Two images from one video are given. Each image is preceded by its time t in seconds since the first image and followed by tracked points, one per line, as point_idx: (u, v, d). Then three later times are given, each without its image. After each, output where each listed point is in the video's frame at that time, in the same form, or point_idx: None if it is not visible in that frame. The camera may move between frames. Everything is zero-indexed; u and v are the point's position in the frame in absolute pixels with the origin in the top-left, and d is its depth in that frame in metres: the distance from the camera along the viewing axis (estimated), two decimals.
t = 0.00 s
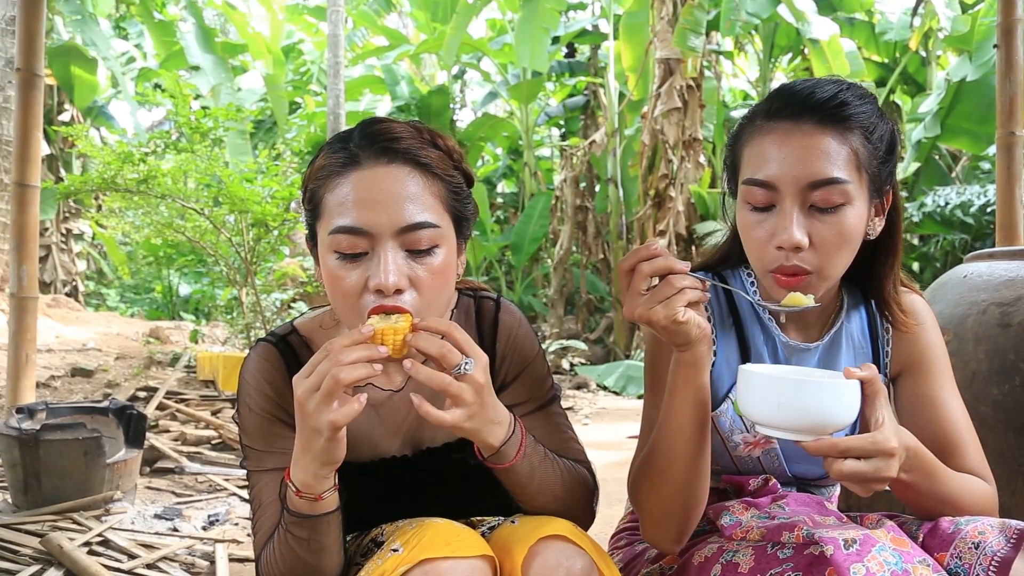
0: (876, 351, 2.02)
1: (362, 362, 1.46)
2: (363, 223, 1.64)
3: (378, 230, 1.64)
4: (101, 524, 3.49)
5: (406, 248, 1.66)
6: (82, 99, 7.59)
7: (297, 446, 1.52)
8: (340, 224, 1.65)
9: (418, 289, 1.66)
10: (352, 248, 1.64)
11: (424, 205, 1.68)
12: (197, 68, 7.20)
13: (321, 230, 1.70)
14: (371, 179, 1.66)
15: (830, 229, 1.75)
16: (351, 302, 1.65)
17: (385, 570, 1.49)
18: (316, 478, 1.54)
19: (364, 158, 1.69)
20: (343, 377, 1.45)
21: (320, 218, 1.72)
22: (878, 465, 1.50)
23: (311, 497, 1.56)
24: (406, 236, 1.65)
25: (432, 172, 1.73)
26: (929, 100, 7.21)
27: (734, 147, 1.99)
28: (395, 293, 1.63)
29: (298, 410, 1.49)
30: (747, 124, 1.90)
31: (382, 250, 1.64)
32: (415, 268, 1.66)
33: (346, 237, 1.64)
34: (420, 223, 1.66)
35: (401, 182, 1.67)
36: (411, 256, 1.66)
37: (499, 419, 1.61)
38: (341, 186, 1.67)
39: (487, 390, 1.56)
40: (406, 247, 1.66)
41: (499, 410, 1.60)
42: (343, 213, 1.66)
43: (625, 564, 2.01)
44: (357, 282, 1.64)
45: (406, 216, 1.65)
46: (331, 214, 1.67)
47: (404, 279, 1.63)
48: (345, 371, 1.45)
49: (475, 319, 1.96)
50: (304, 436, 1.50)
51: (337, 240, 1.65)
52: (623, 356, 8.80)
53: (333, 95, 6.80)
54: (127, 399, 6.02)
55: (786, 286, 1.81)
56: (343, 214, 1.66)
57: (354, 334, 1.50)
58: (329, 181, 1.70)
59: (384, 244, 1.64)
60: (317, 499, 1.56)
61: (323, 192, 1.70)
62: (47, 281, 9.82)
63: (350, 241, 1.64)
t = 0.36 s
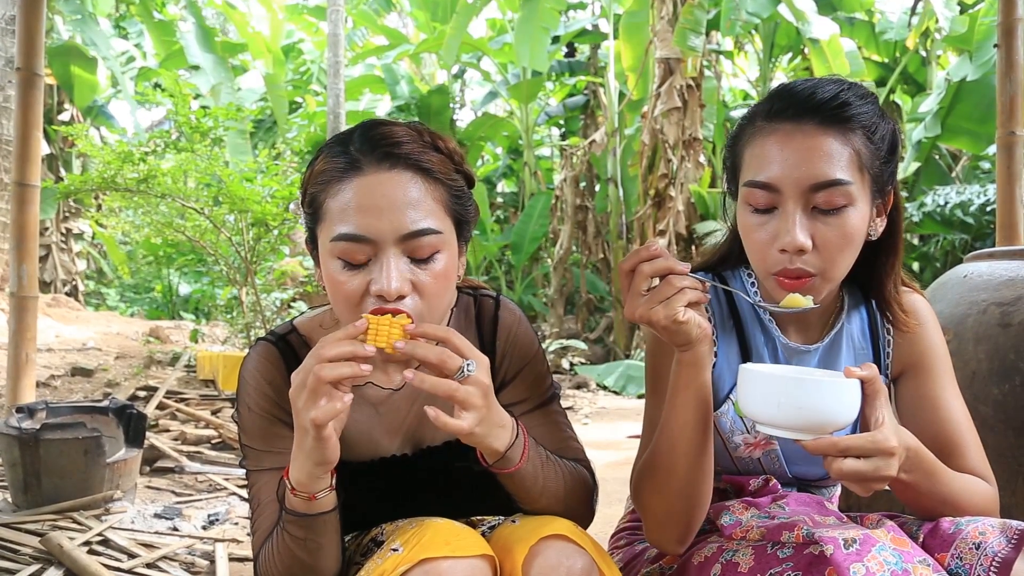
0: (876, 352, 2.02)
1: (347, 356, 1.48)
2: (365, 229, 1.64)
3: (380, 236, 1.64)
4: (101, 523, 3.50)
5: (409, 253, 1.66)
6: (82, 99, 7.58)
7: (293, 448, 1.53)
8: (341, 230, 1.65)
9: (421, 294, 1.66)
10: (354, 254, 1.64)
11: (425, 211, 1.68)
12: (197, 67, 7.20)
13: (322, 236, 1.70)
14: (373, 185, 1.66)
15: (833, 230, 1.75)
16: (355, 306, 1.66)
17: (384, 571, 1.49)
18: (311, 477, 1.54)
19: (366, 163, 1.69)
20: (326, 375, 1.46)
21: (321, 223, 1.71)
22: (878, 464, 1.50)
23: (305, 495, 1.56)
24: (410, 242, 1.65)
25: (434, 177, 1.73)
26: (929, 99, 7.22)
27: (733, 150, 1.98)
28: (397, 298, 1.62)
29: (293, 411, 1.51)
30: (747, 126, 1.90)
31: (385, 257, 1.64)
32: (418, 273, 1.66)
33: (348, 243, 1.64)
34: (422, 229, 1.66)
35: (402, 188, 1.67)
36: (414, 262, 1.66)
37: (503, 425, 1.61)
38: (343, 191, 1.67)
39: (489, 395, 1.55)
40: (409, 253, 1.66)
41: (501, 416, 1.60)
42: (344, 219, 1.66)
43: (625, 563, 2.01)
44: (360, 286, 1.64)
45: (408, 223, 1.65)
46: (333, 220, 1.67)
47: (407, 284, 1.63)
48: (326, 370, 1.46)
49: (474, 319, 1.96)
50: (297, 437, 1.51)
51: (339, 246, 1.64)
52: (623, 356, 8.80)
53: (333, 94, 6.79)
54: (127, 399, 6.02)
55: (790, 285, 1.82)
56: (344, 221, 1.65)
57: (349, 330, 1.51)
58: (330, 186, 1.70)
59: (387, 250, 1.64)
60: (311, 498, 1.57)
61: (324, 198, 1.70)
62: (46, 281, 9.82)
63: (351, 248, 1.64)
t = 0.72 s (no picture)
0: (876, 351, 2.02)
1: (336, 354, 1.51)
2: (362, 230, 1.64)
3: (377, 238, 1.64)
4: (101, 523, 3.50)
5: (406, 255, 1.66)
6: (82, 99, 7.58)
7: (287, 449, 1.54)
8: (338, 231, 1.65)
9: (417, 296, 1.66)
10: (351, 255, 1.64)
11: (423, 213, 1.68)
12: (197, 66, 7.20)
13: (320, 235, 1.70)
14: (371, 185, 1.66)
15: (825, 234, 1.74)
16: (351, 307, 1.66)
17: (384, 570, 1.49)
18: (305, 478, 1.54)
19: (363, 163, 1.69)
20: (313, 373, 1.47)
21: (319, 223, 1.72)
22: (879, 462, 1.51)
23: (299, 496, 1.56)
24: (406, 244, 1.65)
25: (432, 178, 1.73)
26: (930, 99, 7.22)
27: (729, 151, 1.98)
28: (393, 300, 1.63)
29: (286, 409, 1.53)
30: (743, 127, 1.90)
31: (381, 258, 1.64)
32: (414, 275, 1.66)
33: (345, 244, 1.64)
34: (419, 231, 1.66)
35: (400, 190, 1.67)
36: (411, 264, 1.66)
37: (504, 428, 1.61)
38: (341, 192, 1.67)
39: (486, 397, 1.55)
40: (406, 255, 1.66)
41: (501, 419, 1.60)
42: (341, 220, 1.66)
43: (626, 562, 2.01)
44: (356, 286, 1.64)
45: (406, 224, 1.66)
46: (330, 221, 1.67)
47: (403, 286, 1.64)
48: (313, 368, 1.47)
49: (473, 318, 1.97)
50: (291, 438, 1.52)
51: (336, 247, 1.65)
52: (623, 355, 8.81)
53: (333, 94, 6.79)
54: (127, 398, 6.02)
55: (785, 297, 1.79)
56: (341, 222, 1.66)
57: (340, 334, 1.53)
58: (327, 187, 1.70)
59: (384, 252, 1.64)
60: (304, 499, 1.57)
61: (321, 198, 1.70)
62: (46, 280, 9.82)
63: (348, 249, 1.64)
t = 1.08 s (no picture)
0: (876, 352, 2.01)
1: (330, 352, 1.53)
2: (364, 232, 1.64)
3: (381, 240, 1.64)
4: (101, 522, 3.50)
5: (410, 256, 1.66)
6: (82, 99, 7.59)
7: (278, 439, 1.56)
8: (340, 234, 1.65)
9: (420, 298, 1.66)
10: (354, 257, 1.64)
11: (426, 214, 1.68)
12: (197, 66, 7.21)
13: (322, 237, 1.70)
14: (372, 187, 1.66)
15: (824, 238, 1.74)
16: (355, 309, 1.66)
17: (384, 569, 1.49)
18: (292, 469, 1.55)
19: (365, 165, 1.69)
20: (299, 368, 1.51)
21: (320, 225, 1.71)
22: (880, 462, 1.51)
23: (287, 487, 1.57)
24: (410, 245, 1.65)
25: (433, 178, 1.73)
26: (930, 99, 7.22)
27: (725, 153, 1.98)
28: (398, 302, 1.63)
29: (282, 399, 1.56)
30: (740, 132, 1.90)
31: (386, 260, 1.64)
32: (417, 275, 1.66)
33: (348, 246, 1.64)
34: (424, 232, 1.66)
35: (402, 190, 1.67)
36: (414, 264, 1.66)
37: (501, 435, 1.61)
38: (343, 194, 1.67)
39: (479, 410, 1.54)
40: (409, 255, 1.66)
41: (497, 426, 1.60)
42: (344, 223, 1.66)
43: (625, 562, 2.01)
44: (360, 287, 1.64)
45: (410, 227, 1.65)
46: (332, 223, 1.67)
47: (406, 287, 1.64)
48: (301, 365, 1.51)
49: (471, 316, 1.97)
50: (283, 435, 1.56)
51: (338, 249, 1.64)
52: (623, 355, 8.81)
53: (333, 93, 6.78)
54: (127, 398, 6.02)
55: (784, 307, 1.77)
56: (343, 224, 1.65)
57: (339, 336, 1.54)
58: (328, 188, 1.70)
59: (388, 253, 1.64)
60: (293, 490, 1.57)
61: (323, 200, 1.70)
62: (46, 280, 9.82)
63: (352, 251, 1.64)
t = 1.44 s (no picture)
0: (877, 352, 2.01)
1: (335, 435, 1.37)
2: (363, 213, 1.64)
3: (378, 221, 1.64)
4: (101, 522, 3.50)
5: (407, 238, 1.66)
6: (82, 98, 7.59)
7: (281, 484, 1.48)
8: (340, 214, 1.65)
9: (417, 281, 1.65)
10: (352, 237, 1.64)
11: (423, 197, 1.68)
12: (197, 65, 7.21)
13: (321, 218, 1.70)
14: (372, 171, 1.67)
15: (824, 237, 1.74)
16: (351, 292, 1.64)
17: (384, 569, 1.49)
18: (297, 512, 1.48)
19: (366, 149, 1.69)
20: (301, 467, 1.40)
21: (320, 207, 1.71)
22: (879, 463, 1.51)
23: (293, 520, 1.51)
24: (407, 227, 1.65)
25: (432, 165, 1.73)
26: (930, 98, 7.22)
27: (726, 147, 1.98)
28: (394, 283, 1.62)
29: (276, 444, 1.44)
30: (741, 129, 1.90)
31: (383, 241, 1.64)
32: (415, 260, 1.65)
33: (347, 227, 1.64)
34: (420, 214, 1.66)
35: (401, 174, 1.67)
36: (411, 247, 1.66)
37: (508, 467, 1.61)
38: (342, 177, 1.67)
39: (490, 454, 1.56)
40: (406, 238, 1.66)
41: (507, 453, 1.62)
42: (344, 203, 1.66)
43: (625, 562, 2.01)
44: (358, 270, 1.63)
45: (407, 208, 1.66)
46: (331, 204, 1.67)
47: (403, 268, 1.63)
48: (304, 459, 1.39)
49: (469, 310, 1.97)
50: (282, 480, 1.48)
51: (338, 230, 1.64)
52: (622, 355, 8.82)
53: (333, 93, 6.78)
54: (127, 397, 6.01)
55: (782, 305, 1.76)
56: (343, 205, 1.66)
57: (345, 407, 1.37)
58: (330, 172, 1.70)
59: (385, 234, 1.64)
60: (298, 523, 1.51)
61: (324, 182, 1.70)
62: (46, 279, 9.82)
63: (351, 231, 1.64)
